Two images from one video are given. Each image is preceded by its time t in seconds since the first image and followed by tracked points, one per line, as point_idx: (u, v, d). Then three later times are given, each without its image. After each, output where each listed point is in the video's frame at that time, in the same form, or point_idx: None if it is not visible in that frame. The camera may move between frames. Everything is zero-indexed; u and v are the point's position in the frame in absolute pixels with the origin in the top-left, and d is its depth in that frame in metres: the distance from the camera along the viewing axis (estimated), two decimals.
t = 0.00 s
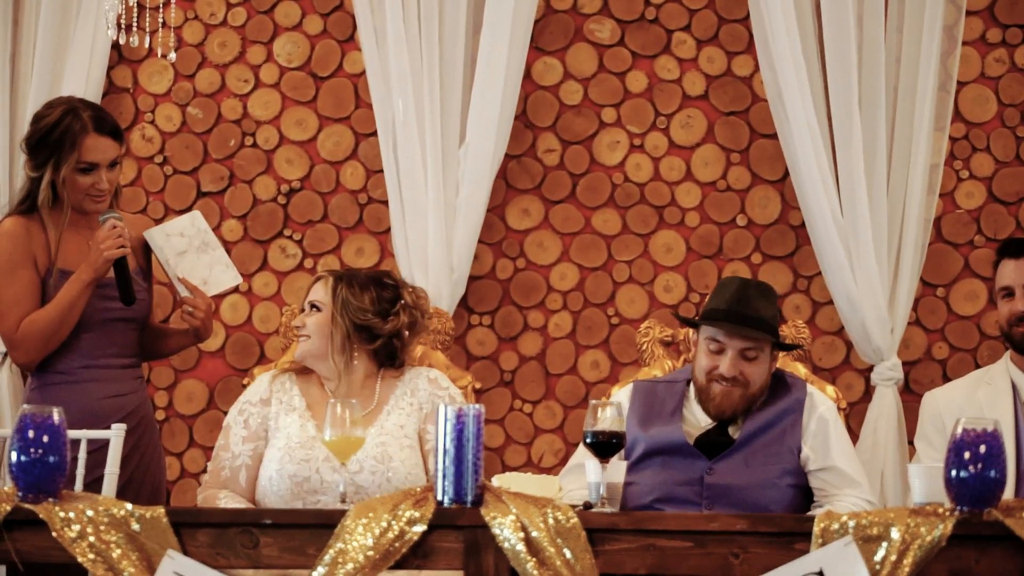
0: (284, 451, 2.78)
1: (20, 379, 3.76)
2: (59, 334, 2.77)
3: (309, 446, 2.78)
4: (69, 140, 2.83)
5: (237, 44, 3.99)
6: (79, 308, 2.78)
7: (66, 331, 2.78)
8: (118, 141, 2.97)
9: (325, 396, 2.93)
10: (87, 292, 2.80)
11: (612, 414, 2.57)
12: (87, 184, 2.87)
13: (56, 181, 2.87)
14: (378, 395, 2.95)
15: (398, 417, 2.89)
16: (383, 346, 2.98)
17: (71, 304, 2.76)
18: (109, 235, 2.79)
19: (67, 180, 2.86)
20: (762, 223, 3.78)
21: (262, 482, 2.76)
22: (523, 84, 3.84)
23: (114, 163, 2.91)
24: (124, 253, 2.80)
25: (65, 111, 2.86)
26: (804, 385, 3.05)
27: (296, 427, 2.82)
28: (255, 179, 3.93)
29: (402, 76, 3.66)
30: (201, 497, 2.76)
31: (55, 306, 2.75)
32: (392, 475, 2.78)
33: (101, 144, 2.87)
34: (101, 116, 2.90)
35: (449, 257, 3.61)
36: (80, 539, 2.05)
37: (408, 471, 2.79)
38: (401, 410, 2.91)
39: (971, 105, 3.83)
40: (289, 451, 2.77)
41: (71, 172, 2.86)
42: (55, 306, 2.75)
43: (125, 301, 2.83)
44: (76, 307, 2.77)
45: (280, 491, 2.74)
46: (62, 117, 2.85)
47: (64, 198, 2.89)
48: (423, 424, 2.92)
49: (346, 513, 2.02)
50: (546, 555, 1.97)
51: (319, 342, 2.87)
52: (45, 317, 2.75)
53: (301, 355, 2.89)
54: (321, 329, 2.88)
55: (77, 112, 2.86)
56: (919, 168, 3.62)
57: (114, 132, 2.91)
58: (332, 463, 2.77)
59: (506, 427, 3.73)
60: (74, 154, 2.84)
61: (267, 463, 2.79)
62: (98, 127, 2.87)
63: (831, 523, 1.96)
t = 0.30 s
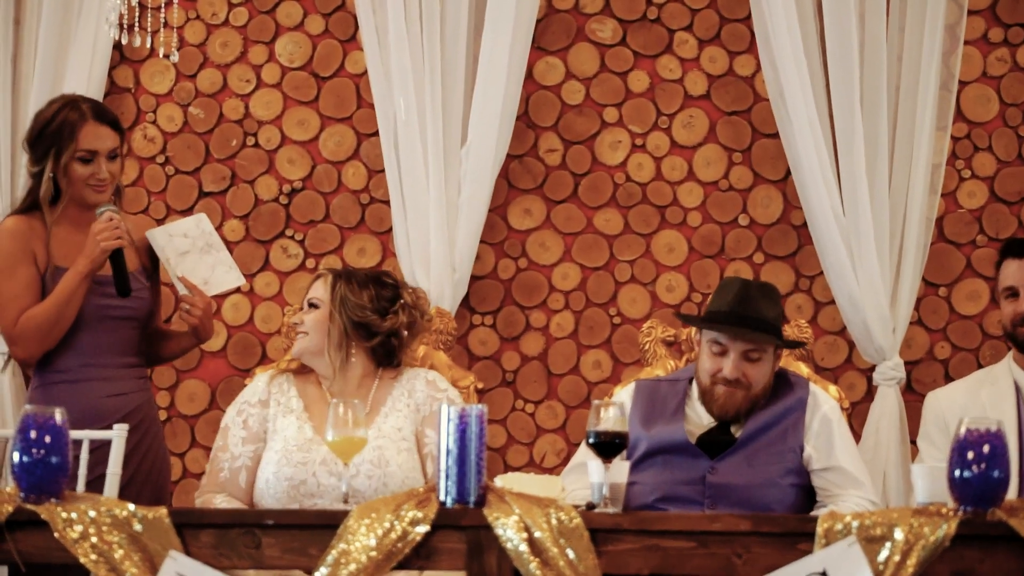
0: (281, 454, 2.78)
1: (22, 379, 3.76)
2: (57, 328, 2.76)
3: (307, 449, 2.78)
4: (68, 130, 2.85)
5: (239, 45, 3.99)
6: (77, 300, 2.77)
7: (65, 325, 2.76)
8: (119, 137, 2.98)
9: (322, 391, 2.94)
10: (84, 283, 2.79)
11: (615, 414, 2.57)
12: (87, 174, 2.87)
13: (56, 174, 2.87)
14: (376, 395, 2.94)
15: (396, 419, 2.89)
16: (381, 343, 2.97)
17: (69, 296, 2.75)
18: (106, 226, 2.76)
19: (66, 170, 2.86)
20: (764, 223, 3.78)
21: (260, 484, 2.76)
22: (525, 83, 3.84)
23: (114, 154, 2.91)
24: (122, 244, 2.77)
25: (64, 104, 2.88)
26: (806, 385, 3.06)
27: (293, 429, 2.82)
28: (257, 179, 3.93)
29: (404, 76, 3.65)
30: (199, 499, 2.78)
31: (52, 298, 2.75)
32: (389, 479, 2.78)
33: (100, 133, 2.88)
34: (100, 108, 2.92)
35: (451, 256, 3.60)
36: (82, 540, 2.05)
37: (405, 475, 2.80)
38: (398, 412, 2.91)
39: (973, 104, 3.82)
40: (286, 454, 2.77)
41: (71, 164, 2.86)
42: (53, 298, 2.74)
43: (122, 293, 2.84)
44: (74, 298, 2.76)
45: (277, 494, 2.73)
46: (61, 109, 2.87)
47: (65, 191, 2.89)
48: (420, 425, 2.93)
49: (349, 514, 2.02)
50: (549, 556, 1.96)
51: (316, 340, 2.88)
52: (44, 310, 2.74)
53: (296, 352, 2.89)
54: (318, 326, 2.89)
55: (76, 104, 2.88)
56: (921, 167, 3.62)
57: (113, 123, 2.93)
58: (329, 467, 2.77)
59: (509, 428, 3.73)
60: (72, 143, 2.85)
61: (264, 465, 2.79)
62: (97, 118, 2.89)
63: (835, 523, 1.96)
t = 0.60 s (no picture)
0: (285, 453, 2.77)
1: (24, 379, 3.75)
2: (61, 322, 2.75)
3: (311, 448, 2.77)
4: (64, 131, 2.84)
5: (241, 43, 3.98)
6: (79, 293, 2.76)
7: (67, 320, 2.75)
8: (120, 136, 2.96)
9: (329, 390, 2.94)
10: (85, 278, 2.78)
11: (619, 412, 2.56)
12: (85, 174, 2.86)
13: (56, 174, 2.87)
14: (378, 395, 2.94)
15: (400, 417, 2.88)
16: (391, 344, 2.98)
17: (71, 290, 2.74)
18: (103, 219, 2.74)
19: (65, 171, 2.85)
20: (767, 221, 3.78)
21: (265, 483, 2.75)
22: (527, 82, 3.83)
23: (111, 152, 2.89)
24: (120, 237, 2.75)
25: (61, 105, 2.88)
26: (811, 384, 3.06)
27: (298, 427, 2.81)
28: (259, 178, 3.92)
29: (406, 74, 3.65)
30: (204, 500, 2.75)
31: (55, 293, 2.74)
32: (394, 477, 2.78)
33: (96, 132, 2.86)
34: (98, 107, 2.90)
35: (453, 255, 3.60)
36: (86, 539, 2.04)
37: (409, 473, 2.79)
38: (402, 410, 2.90)
39: (976, 102, 3.82)
40: (291, 453, 2.76)
41: (69, 165, 2.85)
42: (54, 295, 2.73)
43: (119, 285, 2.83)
44: (76, 292, 2.75)
45: (282, 493, 2.72)
46: (57, 110, 2.87)
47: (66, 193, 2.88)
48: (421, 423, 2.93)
49: (354, 513, 2.02)
50: (554, 555, 1.96)
51: (330, 338, 2.89)
52: (47, 304, 2.74)
53: (310, 350, 2.89)
54: (333, 325, 2.89)
55: (72, 104, 2.87)
56: (924, 166, 3.61)
57: (111, 122, 2.91)
58: (334, 465, 2.75)
59: (511, 426, 3.72)
60: (68, 143, 2.84)
61: (269, 464, 2.78)
62: (94, 117, 2.88)
63: (840, 522, 1.96)
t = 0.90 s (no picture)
0: (291, 446, 2.77)
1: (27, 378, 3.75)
2: (58, 319, 2.75)
3: (317, 441, 2.77)
4: (56, 125, 2.89)
5: (244, 43, 3.98)
6: (75, 291, 2.76)
7: (65, 317, 2.75)
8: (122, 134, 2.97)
9: (332, 388, 2.94)
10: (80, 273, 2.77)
11: (624, 412, 2.56)
12: (75, 165, 2.88)
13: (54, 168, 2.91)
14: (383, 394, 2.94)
15: (405, 413, 2.89)
16: (396, 345, 2.98)
17: (68, 287, 2.74)
18: (85, 209, 2.73)
19: (58, 163, 2.89)
20: (770, 221, 3.78)
21: (270, 476, 2.75)
22: (531, 81, 3.83)
23: (103, 145, 2.90)
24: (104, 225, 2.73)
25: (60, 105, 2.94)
26: (815, 384, 3.06)
27: (304, 423, 2.82)
28: (262, 177, 3.92)
29: (410, 73, 3.65)
30: (209, 498, 2.75)
31: (52, 291, 2.74)
32: (399, 469, 2.77)
33: (87, 125, 2.89)
34: (97, 105, 2.94)
35: (456, 255, 3.60)
36: (91, 538, 2.03)
37: (414, 468, 2.78)
38: (407, 407, 2.90)
39: (979, 103, 3.83)
40: (296, 446, 2.77)
41: (61, 159, 2.88)
42: (51, 294, 2.74)
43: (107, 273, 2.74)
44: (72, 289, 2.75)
45: (287, 485, 2.72)
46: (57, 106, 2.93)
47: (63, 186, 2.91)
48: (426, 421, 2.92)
49: (358, 512, 2.02)
50: (558, 554, 1.96)
51: (335, 332, 2.88)
52: (45, 302, 2.74)
53: (314, 342, 2.87)
54: (338, 321, 2.89)
55: (71, 100, 2.93)
56: (927, 166, 3.62)
57: (107, 118, 2.94)
58: (339, 458, 2.75)
59: (514, 426, 3.72)
60: (58, 137, 2.88)
61: (274, 458, 2.78)
62: (88, 110, 2.92)
63: (844, 521, 1.96)
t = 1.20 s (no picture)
0: (292, 451, 2.78)
1: (30, 380, 3.74)
2: (56, 328, 2.75)
3: (318, 445, 2.77)
4: (67, 132, 2.87)
5: (247, 45, 3.98)
6: (76, 301, 2.76)
7: (62, 326, 2.76)
8: (128, 140, 2.97)
9: (333, 390, 2.94)
10: (82, 284, 2.77)
11: (628, 415, 2.57)
12: (86, 174, 2.88)
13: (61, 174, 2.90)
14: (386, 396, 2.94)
15: (406, 416, 2.88)
16: (394, 346, 2.97)
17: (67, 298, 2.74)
18: (98, 226, 2.70)
19: (68, 170, 2.88)
20: (773, 224, 3.78)
21: (271, 480, 2.76)
22: (534, 84, 3.84)
23: (113, 153, 2.90)
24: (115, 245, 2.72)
25: (68, 107, 2.92)
26: (819, 388, 3.07)
27: (304, 427, 2.82)
28: (265, 180, 3.92)
29: (413, 76, 3.65)
30: (209, 498, 2.76)
31: (50, 300, 2.74)
32: (399, 472, 2.77)
33: (98, 134, 2.88)
34: (105, 110, 2.93)
35: (460, 258, 3.60)
36: (96, 541, 2.03)
37: (415, 471, 2.78)
38: (408, 410, 2.90)
39: (981, 105, 3.83)
40: (298, 450, 2.77)
41: (71, 168, 2.88)
42: (50, 301, 2.74)
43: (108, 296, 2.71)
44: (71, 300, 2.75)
45: (289, 489, 2.73)
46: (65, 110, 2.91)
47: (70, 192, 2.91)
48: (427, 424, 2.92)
49: (363, 515, 2.02)
50: (563, 557, 1.95)
51: (333, 331, 2.90)
52: (44, 310, 2.74)
53: (312, 340, 2.90)
54: (337, 320, 2.91)
55: (80, 105, 2.91)
56: (930, 168, 3.62)
57: (115, 125, 2.93)
58: (340, 462, 2.75)
59: (517, 429, 3.72)
60: (70, 144, 2.87)
61: (275, 462, 2.79)
62: (99, 117, 2.90)
63: (849, 524, 1.95)
